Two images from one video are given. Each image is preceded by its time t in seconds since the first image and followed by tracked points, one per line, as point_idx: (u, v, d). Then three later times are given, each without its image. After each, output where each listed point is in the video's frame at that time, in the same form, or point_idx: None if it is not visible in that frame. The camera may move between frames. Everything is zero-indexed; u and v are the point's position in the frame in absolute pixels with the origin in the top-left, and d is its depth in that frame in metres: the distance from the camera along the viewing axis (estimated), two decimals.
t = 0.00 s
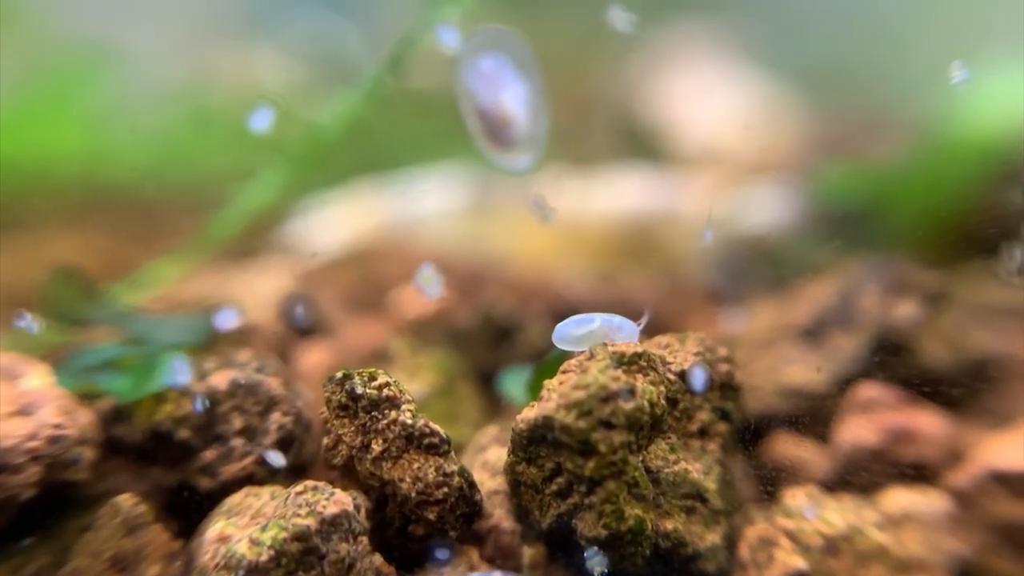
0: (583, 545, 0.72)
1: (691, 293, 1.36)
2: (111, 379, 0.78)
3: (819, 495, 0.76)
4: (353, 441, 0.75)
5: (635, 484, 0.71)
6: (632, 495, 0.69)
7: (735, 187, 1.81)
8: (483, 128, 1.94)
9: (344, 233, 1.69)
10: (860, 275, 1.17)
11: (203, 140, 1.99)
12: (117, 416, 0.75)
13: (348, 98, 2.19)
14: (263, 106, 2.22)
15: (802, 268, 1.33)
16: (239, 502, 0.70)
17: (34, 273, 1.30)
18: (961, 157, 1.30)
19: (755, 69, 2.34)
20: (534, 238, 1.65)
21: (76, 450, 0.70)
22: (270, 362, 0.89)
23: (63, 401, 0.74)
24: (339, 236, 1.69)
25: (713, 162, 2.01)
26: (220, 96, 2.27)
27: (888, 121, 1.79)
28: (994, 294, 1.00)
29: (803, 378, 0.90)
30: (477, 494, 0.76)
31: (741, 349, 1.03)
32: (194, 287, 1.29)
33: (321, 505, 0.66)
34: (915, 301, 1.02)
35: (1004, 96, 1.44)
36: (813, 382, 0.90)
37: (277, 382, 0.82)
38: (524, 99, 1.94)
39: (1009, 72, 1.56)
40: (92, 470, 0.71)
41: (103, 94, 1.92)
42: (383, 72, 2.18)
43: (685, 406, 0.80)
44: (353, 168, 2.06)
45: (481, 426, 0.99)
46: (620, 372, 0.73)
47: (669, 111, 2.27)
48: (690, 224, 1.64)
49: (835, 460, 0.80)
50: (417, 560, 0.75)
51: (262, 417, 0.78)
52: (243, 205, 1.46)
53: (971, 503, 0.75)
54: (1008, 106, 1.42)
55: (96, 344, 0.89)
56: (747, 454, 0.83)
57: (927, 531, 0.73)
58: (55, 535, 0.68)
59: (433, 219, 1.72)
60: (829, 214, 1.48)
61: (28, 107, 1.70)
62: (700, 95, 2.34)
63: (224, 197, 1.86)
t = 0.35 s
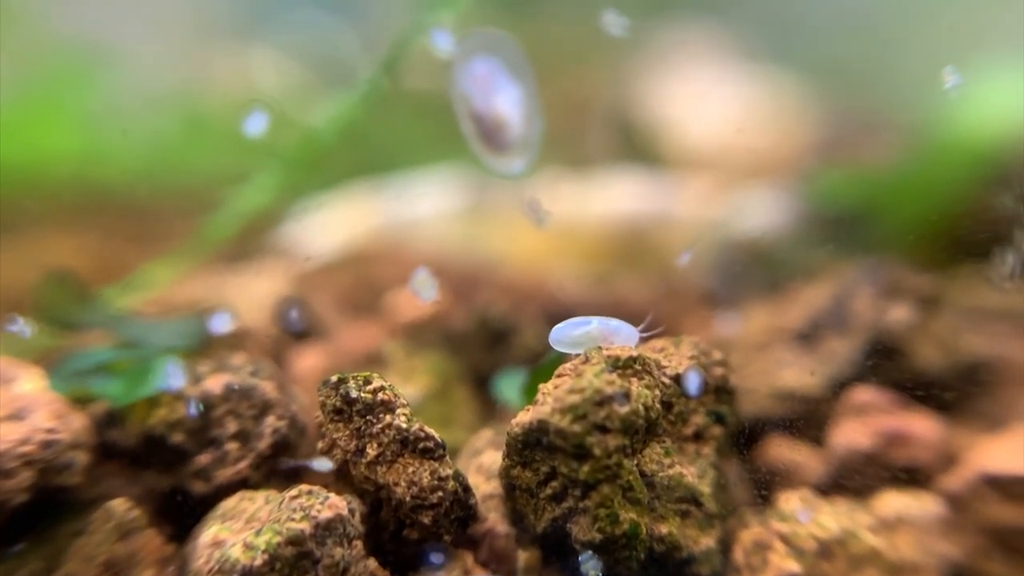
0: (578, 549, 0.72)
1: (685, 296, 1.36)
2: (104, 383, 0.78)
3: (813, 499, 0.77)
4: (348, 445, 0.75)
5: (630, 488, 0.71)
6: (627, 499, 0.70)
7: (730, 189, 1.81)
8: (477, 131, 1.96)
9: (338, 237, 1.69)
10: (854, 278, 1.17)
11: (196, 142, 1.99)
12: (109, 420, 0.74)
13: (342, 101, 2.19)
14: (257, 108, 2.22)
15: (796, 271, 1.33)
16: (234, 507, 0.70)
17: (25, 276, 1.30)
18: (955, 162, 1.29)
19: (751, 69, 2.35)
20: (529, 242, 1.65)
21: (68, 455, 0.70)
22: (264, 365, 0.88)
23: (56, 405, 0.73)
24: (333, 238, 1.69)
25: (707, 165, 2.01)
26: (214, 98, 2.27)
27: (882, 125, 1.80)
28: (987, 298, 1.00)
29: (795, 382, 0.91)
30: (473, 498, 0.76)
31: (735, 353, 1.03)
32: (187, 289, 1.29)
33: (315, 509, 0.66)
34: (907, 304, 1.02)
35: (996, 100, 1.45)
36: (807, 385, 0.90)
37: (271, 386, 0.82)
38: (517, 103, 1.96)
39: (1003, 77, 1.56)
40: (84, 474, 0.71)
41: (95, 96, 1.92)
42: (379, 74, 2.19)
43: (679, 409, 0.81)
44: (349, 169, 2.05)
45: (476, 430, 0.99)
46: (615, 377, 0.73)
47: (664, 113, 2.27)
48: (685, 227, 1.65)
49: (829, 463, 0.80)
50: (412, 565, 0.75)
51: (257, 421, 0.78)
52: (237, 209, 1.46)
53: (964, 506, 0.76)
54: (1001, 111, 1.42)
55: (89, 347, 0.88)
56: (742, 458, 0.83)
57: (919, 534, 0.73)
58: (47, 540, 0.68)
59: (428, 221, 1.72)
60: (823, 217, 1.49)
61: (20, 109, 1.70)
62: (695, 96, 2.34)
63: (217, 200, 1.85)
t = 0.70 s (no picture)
0: (579, 551, 0.72)
1: (685, 298, 1.37)
2: (108, 385, 0.78)
3: (814, 501, 0.77)
4: (351, 447, 0.75)
5: (632, 491, 0.71)
6: (629, 501, 0.70)
7: (729, 193, 1.82)
8: (479, 137, 1.98)
9: (339, 240, 1.69)
10: (854, 280, 1.17)
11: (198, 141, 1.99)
12: (113, 422, 0.75)
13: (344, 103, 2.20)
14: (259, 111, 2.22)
15: (796, 274, 1.33)
16: (237, 509, 0.70)
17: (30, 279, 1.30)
18: (955, 166, 1.32)
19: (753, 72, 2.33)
20: (532, 246, 1.65)
21: (73, 457, 0.70)
22: (267, 368, 0.89)
23: (61, 408, 0.74)
24: (335, 240, 1.70)
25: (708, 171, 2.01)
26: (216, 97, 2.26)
27: (881, 127, 1.80)
28: (988, 301, 1.01)
29: (795, 387, 0.91)
30: (475, 500, 0.76)
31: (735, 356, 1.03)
32: (189, 290, 1.29)
33: (318, 512, 0.66)
34: (907, 307, 1.02)
35: (996, 103, 1.46)
36: (807, 389, 0.90)
37: (274, 389, 0.82)
38: (520, 107, 1.99)
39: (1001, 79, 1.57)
40: (89, 476, 0.71)
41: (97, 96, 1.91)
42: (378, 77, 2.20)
43: (680, 412, 0.81)
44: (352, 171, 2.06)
45: (477, 433, 1.00)
46: (616, 380, 0.74)
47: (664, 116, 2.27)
48: (685, 231, 1.65)
49: (830, 465, 0.81)
50: (415, 568, 0.75)
51: (260, 424, 0.78)
52: (239, 212, 1.46)
53: (963, 509, 0.76)
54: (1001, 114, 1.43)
55: (92, 349, 0.89)
56: (743, 461, 0.83)
57: (919, 537, 0.74)
58: (51, 542, 0.68)
59: (428, 224, 1.73)
60: (822, 220, 1.49)
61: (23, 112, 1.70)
62: (695, 99, 2.34)
63: (218, 202, 1.86)
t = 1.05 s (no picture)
0: (603, 561, 0.72)
1: (702, 305, 1.36)
2: (137, 393, 0.79)
3: (840, 513, 0.78)
4: (375, 455, 0.76)
5: (656, 501, 0.71)
6: (653, 512, 0.70)
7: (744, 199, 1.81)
8: (506, 147, 1.90)
9: (353, 246, 1.70)
10: (873, 290, 1.17)
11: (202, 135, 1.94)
12: (142, 429, 0.75)
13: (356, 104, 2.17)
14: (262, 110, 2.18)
15: (813, 283, 1.33)
16: (264, 515, 0.71)
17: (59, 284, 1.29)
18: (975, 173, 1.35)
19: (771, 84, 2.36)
20: (547, 250, 1.65)
21: (104, 463, 0.71)
22: (291, 375, 0.89)
23: (92, 415, 0.75)
24: (349, 245, 1.72)
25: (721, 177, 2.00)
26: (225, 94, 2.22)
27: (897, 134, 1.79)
28: (1010, 312, 1.01)
29: (824, 392, 0.89)
30: (498, 509, 0.77)
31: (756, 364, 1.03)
32: (211, 297, 1.30)
33: (345, 520, 0.67)
34: (929, 318, 1.01)
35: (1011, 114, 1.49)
36: (828, 397, 0.89)
37: (299, 396, 0.82)
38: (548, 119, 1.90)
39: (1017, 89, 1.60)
40: (118, 482, 0.72)
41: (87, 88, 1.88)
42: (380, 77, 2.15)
43: (703, 422, 0.81)
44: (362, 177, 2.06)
45: (498, 440, 1.00)
46: (640, 389, 0.74)
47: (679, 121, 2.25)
48: (700, 234, 1.65)
49: (854, 476, 0.81)
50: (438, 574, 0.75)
51: (285, 431, 0.79)
52: (261, 220, 1.47)
53: (991, 523, 0.77)
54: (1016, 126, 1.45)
55: (120, 356, 0.89)
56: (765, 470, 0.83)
57: (944, 550, 0.75)
58: (83, 547, 0.69)
59: (442, 230, 1.74)
60: (836, 230, 1.48)
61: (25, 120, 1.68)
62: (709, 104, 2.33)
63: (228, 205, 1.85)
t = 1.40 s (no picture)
0: None
1: (728, 319, 1.36)
2: (181, 409, 0.80)
3: (877, 536, 0.79)
4: (413, 474, 0.76)
5: (694, 523, 0.72)
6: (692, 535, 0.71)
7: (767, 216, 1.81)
8: (545, 170, 1.48)
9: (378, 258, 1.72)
10: (906, 313, 1.17)
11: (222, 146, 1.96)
12: (185, 446, 0.77)
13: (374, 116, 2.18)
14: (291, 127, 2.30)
15: (841, 298, 1.39)
16: (305, 533, 0.72)
17: (105, 306, 1.28)
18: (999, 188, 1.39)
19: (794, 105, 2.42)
20: (569, 265, 1.64)
21: (153, 481, 0.71)
22: (328, 391, 0.91)
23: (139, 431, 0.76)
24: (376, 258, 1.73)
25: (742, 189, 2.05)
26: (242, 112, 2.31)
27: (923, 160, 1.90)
28: None
29: (848, 413, 0.93)
30: (533, 529, 0.77)
31: (788, 379, 1.03)
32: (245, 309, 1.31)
33: (386, 538, 0.67)
34: (963, 343, 1.06)
35: None
36: (863, 418, 0.92)
37: (337, 415, 0.84)
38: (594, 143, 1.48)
39: None
40: (164, 499, 0.72)
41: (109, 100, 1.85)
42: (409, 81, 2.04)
43: (740, 444, 0.80)
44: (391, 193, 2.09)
45: (529, 456, 1.00)
46: (677, 411, 0.74)
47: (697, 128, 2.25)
48: (724, 253, 1.62)
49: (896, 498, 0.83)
50: None
51: (324, 449, 0.80)
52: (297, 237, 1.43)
53: None
54: None
55: (158, 372, 0.90)
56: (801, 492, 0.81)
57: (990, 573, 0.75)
58: (132, 562, 0.70)
59: (467, 243, 1.73)
60: (862, 246, 1.55)
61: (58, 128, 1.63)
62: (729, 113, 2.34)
63: (245, 216, 1.86)
